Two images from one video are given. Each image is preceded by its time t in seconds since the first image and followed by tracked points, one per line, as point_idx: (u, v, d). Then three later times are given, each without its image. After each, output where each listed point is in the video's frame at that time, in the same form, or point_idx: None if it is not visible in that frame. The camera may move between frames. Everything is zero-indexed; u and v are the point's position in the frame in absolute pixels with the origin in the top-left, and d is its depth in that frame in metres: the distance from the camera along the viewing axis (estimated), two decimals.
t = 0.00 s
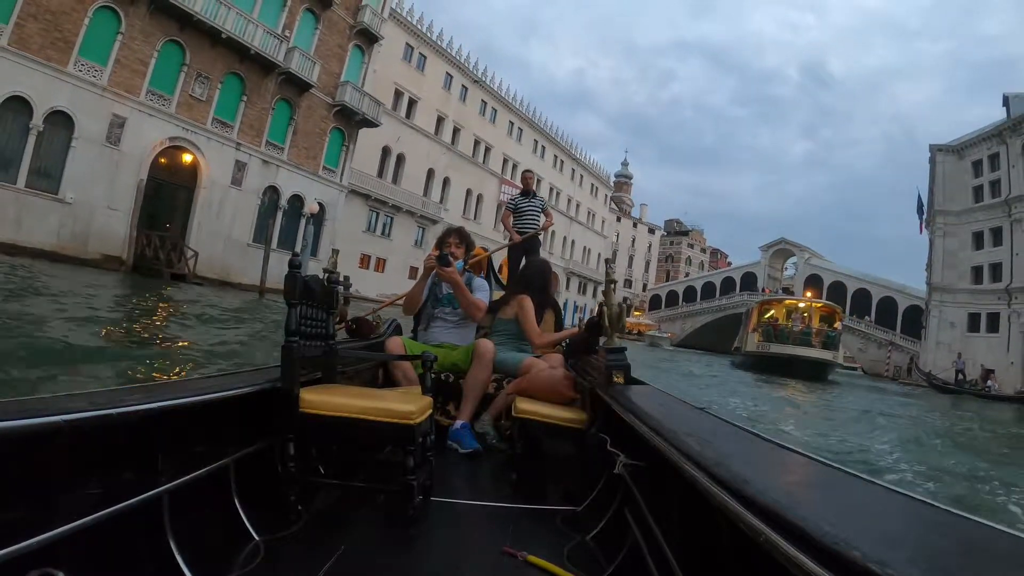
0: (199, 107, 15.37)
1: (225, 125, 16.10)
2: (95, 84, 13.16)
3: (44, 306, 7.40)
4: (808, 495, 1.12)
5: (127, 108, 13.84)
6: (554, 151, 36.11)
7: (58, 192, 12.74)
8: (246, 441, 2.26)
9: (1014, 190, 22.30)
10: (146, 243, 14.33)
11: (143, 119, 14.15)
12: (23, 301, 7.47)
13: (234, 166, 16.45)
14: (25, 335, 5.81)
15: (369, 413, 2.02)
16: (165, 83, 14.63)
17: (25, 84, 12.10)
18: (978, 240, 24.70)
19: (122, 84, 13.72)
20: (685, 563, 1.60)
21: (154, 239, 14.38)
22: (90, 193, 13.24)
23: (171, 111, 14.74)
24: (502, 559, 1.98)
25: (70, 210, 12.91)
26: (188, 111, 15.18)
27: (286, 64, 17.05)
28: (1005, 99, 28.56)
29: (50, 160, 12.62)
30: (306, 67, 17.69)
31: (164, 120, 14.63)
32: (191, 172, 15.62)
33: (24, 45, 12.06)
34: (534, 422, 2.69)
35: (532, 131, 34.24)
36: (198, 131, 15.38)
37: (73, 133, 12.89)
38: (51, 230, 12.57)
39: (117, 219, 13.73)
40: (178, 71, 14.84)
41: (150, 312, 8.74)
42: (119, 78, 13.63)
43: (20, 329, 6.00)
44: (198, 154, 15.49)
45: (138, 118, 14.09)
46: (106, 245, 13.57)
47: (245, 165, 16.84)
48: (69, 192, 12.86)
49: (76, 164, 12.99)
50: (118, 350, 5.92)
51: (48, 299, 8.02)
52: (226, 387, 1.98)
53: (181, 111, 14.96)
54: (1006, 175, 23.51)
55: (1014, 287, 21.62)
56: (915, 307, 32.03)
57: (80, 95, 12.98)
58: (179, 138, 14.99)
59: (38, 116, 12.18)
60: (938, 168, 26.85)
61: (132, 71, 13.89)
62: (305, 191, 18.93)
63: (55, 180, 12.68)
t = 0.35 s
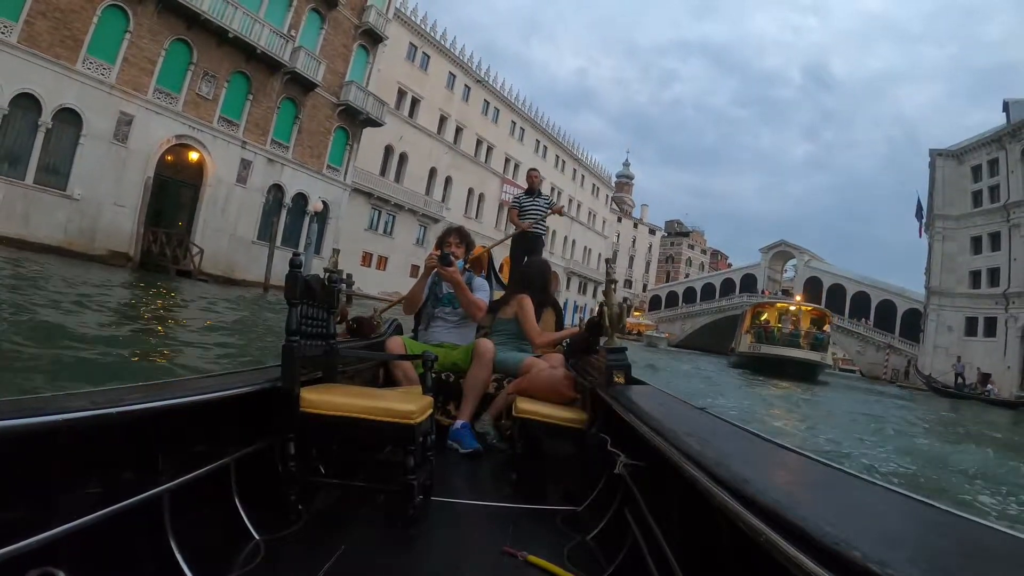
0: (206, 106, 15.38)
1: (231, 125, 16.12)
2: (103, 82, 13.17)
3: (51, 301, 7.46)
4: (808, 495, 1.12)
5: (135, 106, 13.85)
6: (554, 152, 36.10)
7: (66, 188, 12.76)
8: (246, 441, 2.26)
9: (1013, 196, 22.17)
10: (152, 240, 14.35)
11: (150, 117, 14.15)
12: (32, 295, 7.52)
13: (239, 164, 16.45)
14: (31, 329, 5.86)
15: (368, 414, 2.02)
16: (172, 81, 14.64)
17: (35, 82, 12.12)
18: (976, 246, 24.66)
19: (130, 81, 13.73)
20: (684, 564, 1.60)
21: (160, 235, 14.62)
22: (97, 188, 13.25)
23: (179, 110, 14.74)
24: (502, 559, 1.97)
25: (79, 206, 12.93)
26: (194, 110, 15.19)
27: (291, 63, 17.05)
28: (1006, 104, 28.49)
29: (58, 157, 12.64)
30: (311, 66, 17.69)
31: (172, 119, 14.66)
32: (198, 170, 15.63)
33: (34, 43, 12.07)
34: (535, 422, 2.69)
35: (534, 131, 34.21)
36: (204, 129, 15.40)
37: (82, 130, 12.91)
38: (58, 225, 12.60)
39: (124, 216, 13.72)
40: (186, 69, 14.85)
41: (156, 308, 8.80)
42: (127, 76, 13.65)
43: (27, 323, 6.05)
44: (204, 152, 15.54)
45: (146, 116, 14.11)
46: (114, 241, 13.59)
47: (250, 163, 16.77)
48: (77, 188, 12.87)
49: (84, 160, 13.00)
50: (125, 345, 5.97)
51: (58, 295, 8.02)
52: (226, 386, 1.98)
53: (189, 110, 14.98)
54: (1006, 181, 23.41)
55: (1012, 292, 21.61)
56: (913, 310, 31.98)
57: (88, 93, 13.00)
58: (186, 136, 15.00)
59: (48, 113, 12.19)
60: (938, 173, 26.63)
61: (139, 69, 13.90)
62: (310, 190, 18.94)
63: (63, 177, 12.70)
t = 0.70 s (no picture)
0: (204, 111, 15.40)
1: (230, 128, 16.13)
2: (102, 92, 13.18)
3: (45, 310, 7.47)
4: (808, 495, 1.12)
5: (134, 114, 13.86)
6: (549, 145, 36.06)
7: (69, 198, 12.80)
8: (246, 440, 2.26)
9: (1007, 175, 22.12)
10: (157, 246, 14.38)
11: (149, 124, 14.19)
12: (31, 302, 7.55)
13: (239, 167, 16.46)
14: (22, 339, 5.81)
15: (369, 413, 2.02)
16: (170, 89, 14.66)
17: (34, 94, 12.14)
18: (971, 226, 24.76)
19: (128, 90, 13.75)
20: (685, 563, 1.59)
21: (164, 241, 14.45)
22: (99, 196, 13.28)
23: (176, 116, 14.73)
24: (502, 559, 1.97)
25: (82, 215, 12.98)
26: (192, 116, 15.20)
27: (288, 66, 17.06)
28: (999, 85, 28.32)
29: (59, 167, 12.69)
30: (306, 68, 17.64)
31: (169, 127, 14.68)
32: (199, 175, 15.64)
33: (32, 55, 12.10)
34: (534, 422, 2.69)
35: (529, 123, 34.15)
36: (204, 135, 15.43)
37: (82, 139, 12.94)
38: (63, 235, 12.64)
39: (126, 222, 13.76)
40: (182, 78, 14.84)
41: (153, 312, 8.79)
42: (125, 85, 13.67)
43: (21, 335, 6.04)
44: (204, 157, 15.54)
45: (145, 124, 14.14)
46: (118, 247, 13.66)
47: (250, 166, 16.80)
48: (79, 197, 12.91)
49: (85, 168, 13.04)
50: (113, 351, 5.95)
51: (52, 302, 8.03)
52: (227, 387, 1.98)
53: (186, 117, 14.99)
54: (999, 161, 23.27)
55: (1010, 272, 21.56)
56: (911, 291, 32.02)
57: (87, 103, 13.03)
58: (185, 142, 15.02)
59: (48, 125, 12.24)
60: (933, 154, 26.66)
61: (137, 78, 13.91)
62: (309, 190, 18.96)
63: (65, 187, 12.75)
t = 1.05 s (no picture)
0: (203, 124, 15.42)
1: (229, 140, 16.16)
2: (102, 109, 13.26)
3: (50, 322, 7.56)
4: (808, 495, 1.12)
5: (135, 130, 13.93)
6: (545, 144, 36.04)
7: (74, 215, 12.90)
8: (246, 440, 2.25)
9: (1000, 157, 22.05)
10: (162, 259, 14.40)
11: (151, 139, 14.25)
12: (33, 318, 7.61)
13: (240, 178, 16.50)
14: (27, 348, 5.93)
15: (370, 413, 2.02)
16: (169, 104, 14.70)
17: (36, 115, 12.26)
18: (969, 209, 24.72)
19: (128, 106, 13.82)
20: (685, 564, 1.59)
21: (168, 253, 14.59)
22: (103, 212, 13.37)
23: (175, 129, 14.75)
24: (502, 559, 1.97)
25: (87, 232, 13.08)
26: (192, 129, 15.23)
27: (283, 76, 17.00)
28: (990, 68, 28.19)
29: (63, 186, 12.80)
30: (302, 78, 17.58)
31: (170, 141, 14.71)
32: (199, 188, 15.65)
33: (32, 76, 12.23)
34: (535, 422, 2.68)
35: (524, 121, 34.13)
36: (205, 147, 15.45)
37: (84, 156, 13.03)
38: (69, 252, 12.75)
39: (130, 236, 13.82)
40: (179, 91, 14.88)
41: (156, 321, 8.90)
42: (124, 101, 13.73)
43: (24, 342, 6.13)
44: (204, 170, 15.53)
45: (145, 138, 14.17)
46: (123, 262, 13.75)
47: (250, 177, 16.81)
48: (84, 214, 13.01)
49: (88, 185, 13.14)
50: (122, 359, 6.06)
51: (52, 318, 8.08)
52: (227, 387, 1.97)
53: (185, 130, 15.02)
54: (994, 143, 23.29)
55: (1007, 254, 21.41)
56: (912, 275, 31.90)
57: (88, 120, 13.11)
58: (186, 155, 15.05)
59: (50, 143, 12.34)
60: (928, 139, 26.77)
61: (136, 94, 13.97)
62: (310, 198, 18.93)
63: (70, 204, 12.86)
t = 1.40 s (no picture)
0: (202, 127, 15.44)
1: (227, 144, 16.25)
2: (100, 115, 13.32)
3: (46, 304, 7.48)
4: (806, 495, 1.12)
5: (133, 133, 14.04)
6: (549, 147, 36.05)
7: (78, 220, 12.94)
8: (247, 441, 2.26)
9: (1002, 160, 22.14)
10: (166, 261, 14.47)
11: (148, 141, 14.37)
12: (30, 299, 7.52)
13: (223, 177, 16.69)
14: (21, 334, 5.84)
15: (370, 414, 2.02)
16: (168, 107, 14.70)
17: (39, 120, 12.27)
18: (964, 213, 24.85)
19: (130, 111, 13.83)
20: (685, 563, 1.59)
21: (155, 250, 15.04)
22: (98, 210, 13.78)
23: (167, 150, 14.93)
24: (502, 559, 1.98)
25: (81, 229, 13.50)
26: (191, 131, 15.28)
27: (257, 88, 17.51)
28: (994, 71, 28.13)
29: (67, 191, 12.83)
30: (280, 88, 18.02)
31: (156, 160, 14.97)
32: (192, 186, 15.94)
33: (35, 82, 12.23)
34: (534, 422, 2.69)
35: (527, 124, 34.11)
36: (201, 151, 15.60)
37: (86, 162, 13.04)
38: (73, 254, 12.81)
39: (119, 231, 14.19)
40: (173, 108, 14.96)
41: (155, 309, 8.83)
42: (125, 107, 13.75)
43: (39, 329, 6.23)
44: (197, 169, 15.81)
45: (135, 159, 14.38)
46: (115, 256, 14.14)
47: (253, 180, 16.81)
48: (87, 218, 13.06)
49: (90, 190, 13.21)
50: (118, 350, 6.00)
51: (61, 299, 8.06)
52: (228, 388, 1.98)
53: (178, 149, 15.18)
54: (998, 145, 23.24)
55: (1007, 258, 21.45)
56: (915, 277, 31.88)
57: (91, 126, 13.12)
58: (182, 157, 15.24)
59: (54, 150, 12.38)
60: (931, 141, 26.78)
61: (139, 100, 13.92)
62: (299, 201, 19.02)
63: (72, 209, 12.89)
